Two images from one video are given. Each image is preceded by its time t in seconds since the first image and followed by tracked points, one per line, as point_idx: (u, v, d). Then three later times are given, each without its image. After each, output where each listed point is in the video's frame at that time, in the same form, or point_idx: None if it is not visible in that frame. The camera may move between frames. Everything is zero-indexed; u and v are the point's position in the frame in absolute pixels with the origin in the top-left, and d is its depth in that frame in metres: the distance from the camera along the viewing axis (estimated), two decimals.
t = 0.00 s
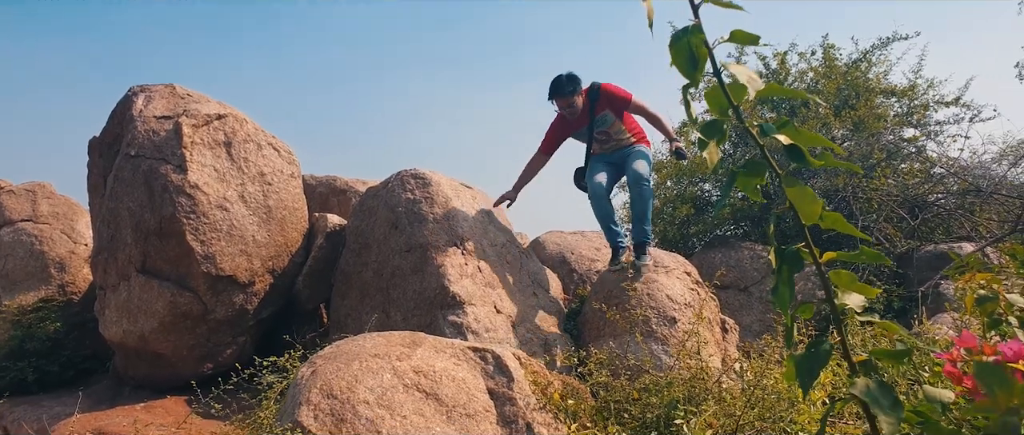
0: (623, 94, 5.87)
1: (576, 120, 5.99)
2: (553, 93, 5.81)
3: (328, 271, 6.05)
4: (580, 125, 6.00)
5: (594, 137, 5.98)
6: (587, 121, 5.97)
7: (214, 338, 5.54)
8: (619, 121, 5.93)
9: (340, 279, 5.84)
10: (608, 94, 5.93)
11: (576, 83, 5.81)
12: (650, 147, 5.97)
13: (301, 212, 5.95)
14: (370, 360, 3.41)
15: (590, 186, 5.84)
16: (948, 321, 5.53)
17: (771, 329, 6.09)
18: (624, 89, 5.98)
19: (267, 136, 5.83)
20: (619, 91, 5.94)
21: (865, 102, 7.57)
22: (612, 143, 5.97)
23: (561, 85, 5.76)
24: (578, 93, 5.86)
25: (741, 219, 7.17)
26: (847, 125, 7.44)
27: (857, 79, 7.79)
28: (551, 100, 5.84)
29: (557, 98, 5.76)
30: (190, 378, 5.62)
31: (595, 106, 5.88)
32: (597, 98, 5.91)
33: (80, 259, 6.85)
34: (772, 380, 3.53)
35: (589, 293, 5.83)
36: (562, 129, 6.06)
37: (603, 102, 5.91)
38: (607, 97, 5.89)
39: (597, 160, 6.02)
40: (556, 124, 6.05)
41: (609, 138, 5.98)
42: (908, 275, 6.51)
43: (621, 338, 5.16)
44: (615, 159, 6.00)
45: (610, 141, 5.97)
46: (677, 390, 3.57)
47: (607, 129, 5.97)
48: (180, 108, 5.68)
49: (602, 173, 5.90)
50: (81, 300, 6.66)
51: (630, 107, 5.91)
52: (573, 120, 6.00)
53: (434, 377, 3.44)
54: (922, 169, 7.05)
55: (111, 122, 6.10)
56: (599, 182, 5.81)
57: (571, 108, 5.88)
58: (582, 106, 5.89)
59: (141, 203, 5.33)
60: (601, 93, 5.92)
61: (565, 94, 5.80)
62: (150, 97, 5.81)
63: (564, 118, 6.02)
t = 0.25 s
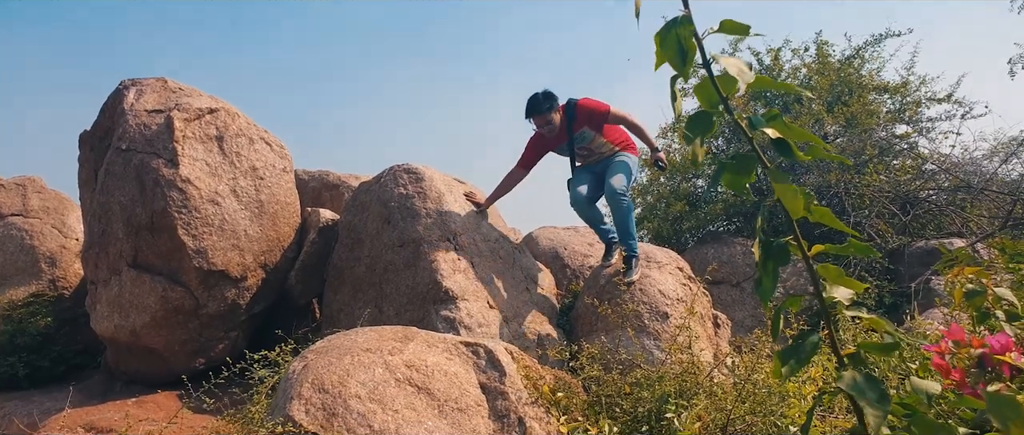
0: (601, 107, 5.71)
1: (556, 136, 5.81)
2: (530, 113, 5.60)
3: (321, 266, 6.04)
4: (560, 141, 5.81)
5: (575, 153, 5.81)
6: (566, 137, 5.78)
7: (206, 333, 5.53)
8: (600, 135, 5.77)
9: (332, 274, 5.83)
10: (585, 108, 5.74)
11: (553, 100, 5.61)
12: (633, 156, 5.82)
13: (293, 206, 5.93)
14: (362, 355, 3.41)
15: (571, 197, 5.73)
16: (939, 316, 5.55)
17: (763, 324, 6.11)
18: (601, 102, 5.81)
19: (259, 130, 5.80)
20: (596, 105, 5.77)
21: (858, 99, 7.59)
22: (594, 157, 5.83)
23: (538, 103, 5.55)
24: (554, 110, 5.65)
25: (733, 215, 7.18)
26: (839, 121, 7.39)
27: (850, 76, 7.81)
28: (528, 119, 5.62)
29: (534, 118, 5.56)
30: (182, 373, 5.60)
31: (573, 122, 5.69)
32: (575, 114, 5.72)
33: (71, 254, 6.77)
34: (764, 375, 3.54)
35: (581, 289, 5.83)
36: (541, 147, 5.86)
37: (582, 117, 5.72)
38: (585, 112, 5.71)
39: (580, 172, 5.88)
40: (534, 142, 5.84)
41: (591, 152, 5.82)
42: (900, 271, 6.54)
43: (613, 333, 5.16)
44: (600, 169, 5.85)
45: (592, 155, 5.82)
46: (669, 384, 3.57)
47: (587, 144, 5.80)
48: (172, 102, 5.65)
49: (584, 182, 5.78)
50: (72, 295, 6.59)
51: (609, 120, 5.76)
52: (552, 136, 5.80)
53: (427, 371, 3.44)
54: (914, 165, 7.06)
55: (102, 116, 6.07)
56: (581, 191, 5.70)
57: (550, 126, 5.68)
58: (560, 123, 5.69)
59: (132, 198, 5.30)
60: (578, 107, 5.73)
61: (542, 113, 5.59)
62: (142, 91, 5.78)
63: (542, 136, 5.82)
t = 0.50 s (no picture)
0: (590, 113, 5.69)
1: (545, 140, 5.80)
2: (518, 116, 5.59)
3: (318, 264, 6.03)
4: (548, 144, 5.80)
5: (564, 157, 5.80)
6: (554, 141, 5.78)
7: (203, 331, 5.53)
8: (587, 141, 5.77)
9: (329, 272, 5.83)
10: (574, 113, 5.73)
11: (542, 103, 5.59)
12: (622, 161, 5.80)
13: (290, 204, 5.92)
14: (359, 352, 3.41)
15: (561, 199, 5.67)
16: (935, 312, 5.56)
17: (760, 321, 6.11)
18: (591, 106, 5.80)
19: (255, 127, 5.79)
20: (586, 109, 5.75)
21: (854, 96, 7.60)
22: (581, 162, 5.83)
23: (526, 106, 5.53)
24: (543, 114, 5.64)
25: (730, 212, 7.19)
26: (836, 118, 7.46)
27: (847, 72, 7.81)
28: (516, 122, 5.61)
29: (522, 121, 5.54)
30: (179, 371, 5.60)
31: (562, 126, 5.69)
32: (564, 118, 5.71)
33: (67, 252, 6.76)
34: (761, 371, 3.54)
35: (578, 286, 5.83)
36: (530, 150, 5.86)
37: (571, 121, 5.71)
38: (574, 117, 5.70)
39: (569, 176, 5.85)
40: (523, 144, 5.84)
41: (579, 157, 5.80)
42: (896, 267, 6.55)
43: (610, 330, 5.17)
44: (589, 172, 5.82)
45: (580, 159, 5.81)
46: (666, 381, 3.57)
47: (576, 148, 5.78)
48: (168, 100, 5.64)
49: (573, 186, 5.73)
50: (68, 293, 6.57)
51: (598, 125, 5.74)
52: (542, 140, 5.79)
53: (424, 368, 3.44)
54: (910, 162, 7.08)
55: (98, 113, 6.05)
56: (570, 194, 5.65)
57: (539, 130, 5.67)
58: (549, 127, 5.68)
59: (128, 196, 5.30)
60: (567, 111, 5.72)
61: (531, 117, 5.57)
62: (137, 88, 5.76)
63: (531, 139, 5.81)
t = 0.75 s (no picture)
0: (582, 111, 5.67)
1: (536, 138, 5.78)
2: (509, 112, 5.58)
3: (316, 260, 6.05)
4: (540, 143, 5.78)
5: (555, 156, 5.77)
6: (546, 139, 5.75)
7: (201, 328, 5.53)
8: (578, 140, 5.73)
9: (326, 268, 5.84)
10: (566, 111, 5.71)
11: (533, 99, 5.58)
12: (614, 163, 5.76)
13: (288, 201, 5.92)
14: (356, 348, 3.41)
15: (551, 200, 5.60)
16: (932, 310, 5.57)
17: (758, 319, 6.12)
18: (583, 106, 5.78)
19: (253, 124, 5.79)
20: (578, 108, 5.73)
21: (852, 93, 7.60)
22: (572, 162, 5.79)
23: (517, 102, 5.52)
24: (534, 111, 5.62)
25: (728, 209, 7.20)
26: (834, 116, 7.48)
27: (845, 70, 7.82)
28: (507, 118, 5.60)
29: (513, 116, 5.52)
30: (177, 367, 5.60)
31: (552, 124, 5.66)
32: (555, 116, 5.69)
33: (65, 248, 6.76)
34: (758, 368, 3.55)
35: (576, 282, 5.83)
36: (522, 148, 5.84)
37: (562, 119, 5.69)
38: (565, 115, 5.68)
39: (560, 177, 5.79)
40: (514, 142, 5.82)
41: (571, 156, 5.77)
42: (893, 265, 6.56)
43: (608, 327, 5.17)
44: (580, 175, 5.77)
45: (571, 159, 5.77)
46: (663, 377, 3.58)
47: (568, 147, 5.75)
48: (165, 96, 5.63)
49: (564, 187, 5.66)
50: (66, 290, 6.57)
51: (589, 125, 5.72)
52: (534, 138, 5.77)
53: (421, 365, 3.44)
54: (908, 160, 7.08)
55: (96, 110, 6.04)
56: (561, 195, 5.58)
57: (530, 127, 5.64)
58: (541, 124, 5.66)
59: (126, 192, 5.29)
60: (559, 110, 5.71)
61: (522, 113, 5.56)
62: (135, 85, 5.75)
63: (523, 137, 5.80)
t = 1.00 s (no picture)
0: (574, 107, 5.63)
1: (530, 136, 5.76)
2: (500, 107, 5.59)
3: (314, 258, 6.05)
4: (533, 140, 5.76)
5: (547, 155, 5.73)
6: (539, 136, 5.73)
7: (200, 326, 5.52)
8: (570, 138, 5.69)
9: (325, 266, 5.83)
10: (559, 109, 5.69)
11: (524, 95, 5.57)
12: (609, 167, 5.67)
13: (286, 199, 5.91)
14: (355, 346, 3.41)
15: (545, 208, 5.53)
16: (931, 307, 5.57)
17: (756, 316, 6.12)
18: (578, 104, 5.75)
19: (251, 122, 5.78)
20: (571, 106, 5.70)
21: (851, 91, 7.61)
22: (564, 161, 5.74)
23: (508, 97, 5.51)
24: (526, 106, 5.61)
25: (726, 207, 7.20)
26: (833, 113, 7.48)
27: (844, 68, 7.82)
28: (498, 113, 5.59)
29: (503, 111, 5.54)
30: (175, 365, 5.60)
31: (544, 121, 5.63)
32: (548, 113, 5.67)
33: (64, 246, 6.75)
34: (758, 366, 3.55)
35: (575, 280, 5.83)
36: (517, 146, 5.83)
37: (554, 116, 5.66)
38: (557, 112, 5.65)
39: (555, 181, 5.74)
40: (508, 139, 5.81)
41: (563, 156, 5.72)
42: (892, 262, 6.56)
43: (606, 325, 5.17)
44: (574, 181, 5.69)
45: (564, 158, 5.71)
46: (662, 375, 3.58)
47: (560, 146, 5.70)
48: (163, 94, 5.62)
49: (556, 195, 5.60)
50: (64, 288, 6.57)
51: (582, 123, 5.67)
52: (527, 135, 5.76)
53: (420, 363, 3.44)
54: (906, 158, 7.08)
55: (94, 107, 6.02)
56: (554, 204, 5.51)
57: (521, 124, 5.64)
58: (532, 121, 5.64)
59: (124, 190, 5.29)
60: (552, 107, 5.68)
61: (513, 108, 5.56)
62: (133, 83, 5.74)
63: (518, 134, 5.79)
